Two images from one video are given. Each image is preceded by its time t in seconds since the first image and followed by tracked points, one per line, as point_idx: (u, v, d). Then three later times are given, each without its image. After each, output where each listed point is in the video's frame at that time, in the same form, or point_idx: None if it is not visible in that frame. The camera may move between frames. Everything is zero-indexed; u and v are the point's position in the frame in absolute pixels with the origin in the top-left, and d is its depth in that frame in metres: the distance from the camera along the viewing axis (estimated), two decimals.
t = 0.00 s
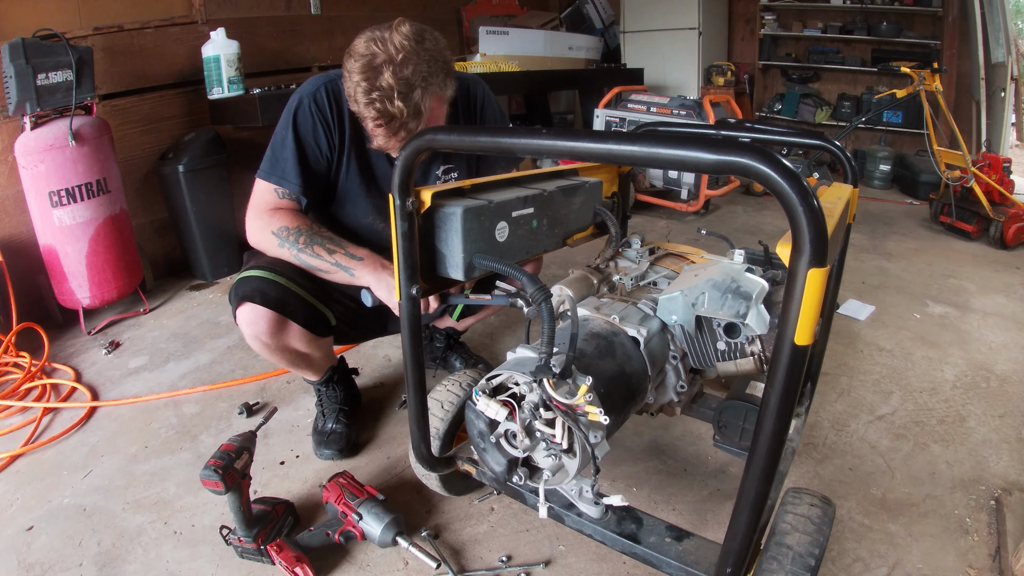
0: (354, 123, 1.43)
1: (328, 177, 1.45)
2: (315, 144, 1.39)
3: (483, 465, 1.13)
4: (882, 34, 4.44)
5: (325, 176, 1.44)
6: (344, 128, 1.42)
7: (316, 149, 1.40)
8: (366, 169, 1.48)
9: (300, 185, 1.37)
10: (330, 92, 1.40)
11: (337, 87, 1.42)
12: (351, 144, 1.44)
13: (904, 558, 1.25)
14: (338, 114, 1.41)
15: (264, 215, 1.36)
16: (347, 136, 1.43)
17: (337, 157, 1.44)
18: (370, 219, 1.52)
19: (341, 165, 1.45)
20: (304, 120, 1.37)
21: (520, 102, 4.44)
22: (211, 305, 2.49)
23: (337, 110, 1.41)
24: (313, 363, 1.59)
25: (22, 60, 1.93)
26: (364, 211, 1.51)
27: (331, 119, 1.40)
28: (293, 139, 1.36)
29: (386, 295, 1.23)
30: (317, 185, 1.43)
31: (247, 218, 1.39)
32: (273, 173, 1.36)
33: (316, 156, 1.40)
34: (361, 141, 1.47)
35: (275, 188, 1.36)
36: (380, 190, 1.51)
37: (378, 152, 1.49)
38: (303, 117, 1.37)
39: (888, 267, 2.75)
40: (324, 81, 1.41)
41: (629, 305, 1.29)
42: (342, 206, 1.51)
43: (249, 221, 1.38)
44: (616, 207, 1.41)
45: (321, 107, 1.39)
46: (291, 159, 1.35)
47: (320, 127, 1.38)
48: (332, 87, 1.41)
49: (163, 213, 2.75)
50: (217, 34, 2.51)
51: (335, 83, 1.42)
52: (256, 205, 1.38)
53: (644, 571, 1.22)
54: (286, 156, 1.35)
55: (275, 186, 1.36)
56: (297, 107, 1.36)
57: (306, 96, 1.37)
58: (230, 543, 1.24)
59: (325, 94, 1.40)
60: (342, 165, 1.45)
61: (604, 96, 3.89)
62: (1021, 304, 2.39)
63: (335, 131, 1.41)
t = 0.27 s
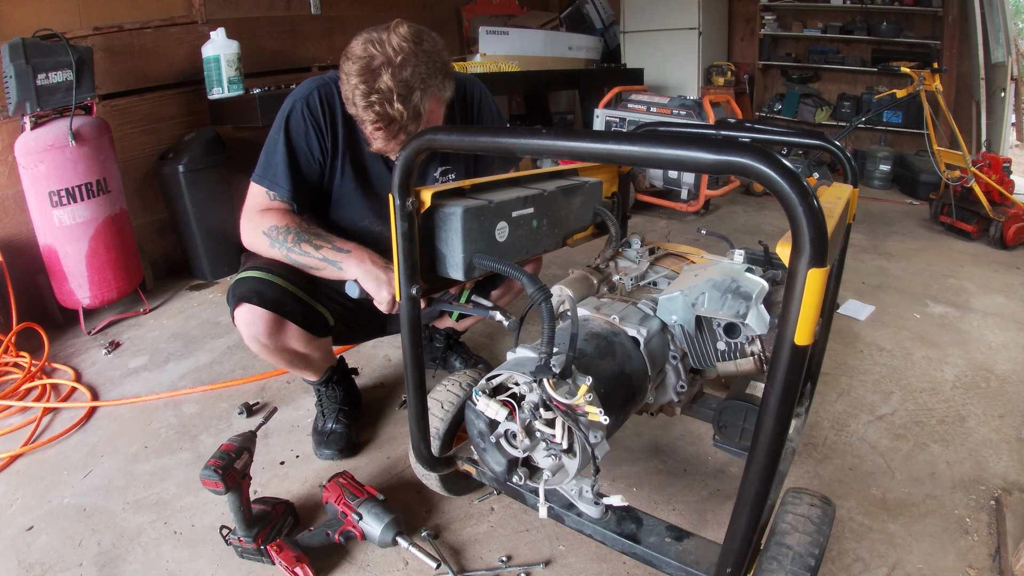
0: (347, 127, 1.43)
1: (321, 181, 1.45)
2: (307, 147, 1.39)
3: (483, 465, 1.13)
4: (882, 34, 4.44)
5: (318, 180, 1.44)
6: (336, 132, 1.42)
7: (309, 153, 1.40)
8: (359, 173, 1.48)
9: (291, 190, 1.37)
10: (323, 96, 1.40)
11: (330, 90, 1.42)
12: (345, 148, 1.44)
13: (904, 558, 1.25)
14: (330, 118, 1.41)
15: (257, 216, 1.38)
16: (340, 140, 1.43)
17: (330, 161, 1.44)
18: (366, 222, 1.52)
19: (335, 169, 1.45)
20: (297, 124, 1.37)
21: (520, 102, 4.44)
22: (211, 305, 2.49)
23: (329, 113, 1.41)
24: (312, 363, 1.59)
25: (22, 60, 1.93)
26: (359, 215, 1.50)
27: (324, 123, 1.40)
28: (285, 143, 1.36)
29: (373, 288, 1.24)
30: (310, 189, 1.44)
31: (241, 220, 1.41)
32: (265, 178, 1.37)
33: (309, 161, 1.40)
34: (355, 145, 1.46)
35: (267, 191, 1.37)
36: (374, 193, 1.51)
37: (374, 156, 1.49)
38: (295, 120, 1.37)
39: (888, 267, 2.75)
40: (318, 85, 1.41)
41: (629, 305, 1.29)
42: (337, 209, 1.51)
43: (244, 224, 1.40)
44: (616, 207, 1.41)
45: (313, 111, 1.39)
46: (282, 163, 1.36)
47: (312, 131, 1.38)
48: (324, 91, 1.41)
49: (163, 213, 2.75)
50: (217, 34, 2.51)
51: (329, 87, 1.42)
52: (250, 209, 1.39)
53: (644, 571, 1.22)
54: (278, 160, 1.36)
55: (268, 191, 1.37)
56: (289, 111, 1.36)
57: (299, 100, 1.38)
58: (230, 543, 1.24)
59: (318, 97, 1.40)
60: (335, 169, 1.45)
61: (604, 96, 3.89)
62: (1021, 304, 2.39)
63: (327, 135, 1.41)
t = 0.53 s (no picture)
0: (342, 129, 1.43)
1: (315, 183, 1.46)
2: (300, 150, 1.39)
3: (483, 465, 1.13)
4: (882, 34, 4.44)
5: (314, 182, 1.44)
6: (330, 134, 1.42)
7: (304, 156, 1.40)
8: (355, 175, 1.47)
9: (283, 193, 1.38)
10: (318, 98, 1.40)
11: (326, 92, 1.42)
12: (339, 150, 1.43)
13: (904, 558, 1.25)
14: (325, 120, 1.41)
15: (250, 218, 1.38)
16: (335, 142, 1.43)
17: (325, 164, 1.44)
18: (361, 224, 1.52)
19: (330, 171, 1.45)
20: (291, 127, 1.37)
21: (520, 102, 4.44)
22: (211, 305, 2.49)
23: (325, 115, 1.41)
24: (313, 363, 1.59)
25: (22, 60, 1.93)
26: (354, 216, 1.50)
27: (317, 125, 1.40)
28: (277, 146, 1.36)
29: (361, 281, 1.21)
30: (303, 191, 1.44)
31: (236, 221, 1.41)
32: (259, 182, 1.37)
33: (303, 164, 1.41)
34: (350, 146, 1.46)
35: (260, 195, 1.38)
36: (370, 195, 1.50)
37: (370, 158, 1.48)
38: (288, 123, 1.37)
39: (888, 267, 2.75)
40: (313, 86, 1.40)
41: (629, 305, 1.29)
42: (332, 210, 1.51)
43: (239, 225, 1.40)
44: (616, 207, 1.41)
45: (308, 113, 1.39)
46: (275, 166, 1.36)
47: (306, 134, 1.39)
48: (319, 93, 1.41)
49: (163, 213, 2.75)
50: (217, 34, 2.51)
51: (324, 88, 1.41)
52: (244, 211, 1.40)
53: (644, 571, 1.22)
54: (270, 163, 1.37)
55: (263, 194, 1.38)
56: (283, 114, 1.37)
57: (293, 103, 1.38)
58: (230, 543, 1.24)
59: (313, 99, 1.40)
60: (329, 171, 1.45)
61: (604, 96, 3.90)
62: (1021, 304, 2.39)
63: (321, 138, 1.41)
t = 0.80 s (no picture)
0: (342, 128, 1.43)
1: (317, 182, 1.46)
2: (301, 150, 1.40)
3: (483, 465, 1.13)
4: (882, 34, 4.44)
5: (315, 182, 1.44)
6: (331, 134, 1.42)
7: (305, 155, 1.40)
8: (356, 174, 1.47)
9: (284, 193, 1.38)
10: (318, 98, 1.41)
11: (326, 92, 1.42)
12: (341, 149, 1.44)
13: (904, 558, 1.25)
14: (326, 119, 1.41)
15: (252, 219, 1.38)
16: (336, 141, 1.43)
17: (326, 163, 1.44)
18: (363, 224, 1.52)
19: (332, 170, 1.45)
20: (292, 126, 1.38)
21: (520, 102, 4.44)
22: (211, 305, 2.49)
23: (325, 114, 1.41)
24: (315, 364, 1.59)
25: (22, 60, 1.93)
26: (356, 216, 1.50)
27: (318, 125, 1.40)
28: (279, 145, 1.36)
29: (367, 278, 1.20)
30: (304, 192, 1.44)
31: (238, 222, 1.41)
32: (260, 181, 1.37)
33: (304, 163, 1.41)
34: (352, 146, 1.46)
35: (261, 195, 1.38)
36: (372, 195, 1.50)
37: (371, 156, 1.48)
38: (289, 122, 1.37)
39: (888, 267, 2.75)
40: (314, 86, 1.41)
41: (629, 305, 1.29)
42: (334, 210, 1.51)
43: (241, 227, 1.40)
44: (616, 207, 1.41)
45: (309, 112, 1.39)
46: (275, 166, 1.36)
47: (307, 133, 1.39)
48: (320, 93, 1.41)
49: (163, 213, 2.75)
50: (217, 34, 2.51)
51: (325, 88, 1.42)
52: (246, 212, 1.40)
53: (644, 571, 1.22)
54: (271, 162, 1.36)
55: (264, 194, 1.38)
56: (284, 113, 1.37)
57: (294, 103, 1.38)
58: (230, 543, 1.24)
59: (313, 99, 1.40)
60: (330, 171, 1.45)
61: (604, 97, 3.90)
62: (1021, 304, 2.39)
63: (322, 137, 1.41)
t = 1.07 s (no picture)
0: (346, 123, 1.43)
1: (321, 177, 1.46)
2: (306, 144, 1.39)
3: (483, 465, 1.13)
4: (882, 34, 4.44)
5: (319, 176, 1.44)
6: (336, 128, 1.43)
7: (309, 149, 1.40)
8: (360, 169, 1.48)
9: (291, 188, 1.37)
10: (322, 92, 1.41)
11: (330, 86, 1.42)
12: (345, 143, 1.44)
13: (904, 558, 1.25)
14: (330, 113, 1.41)
15: (259, 216, 1.36)
16: (340, 135, 1.43)
17: (330, 157, 1.44)
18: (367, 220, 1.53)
19: (335, 164, 1.45)
20: (297, 120, 1.37)
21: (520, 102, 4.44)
22: (211, 305, 2.49)
23: (329, 109, 1.41)
24: (314, 364, 1.59)
25: (22, 60, 1.93)
26: (359, 211, 1.51)
27: (323, 119, 1.40)
28: (284, 139, 1.36)
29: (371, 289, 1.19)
30: (310, 187, 1.44)
31: (244, 220, 1.38)
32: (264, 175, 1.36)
33: (309, 156, 1.40)
34: (356, 140, 1.46)
35: (266, 188, 1.36)
36: (375, 190, 1.51)
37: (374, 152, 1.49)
38: (294, 117, 1.37)
39: (888, 267, 2.75)
40: (317, 80, 1.41)
41: (629, 305, 1.29)
42: (336, 206, 1.51)
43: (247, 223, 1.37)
44: (616, 207, 1.41)
45: (313, 106, 1.39)
46: (282, 161, 1.36)
47: (312, 127, 1.39)
48: (324, 87, 1.41)
49: (163, 213, 2.75)
50: (217, 34, 2.51)
51: (328, 83, 1.42)
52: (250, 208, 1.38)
53: (644, 571, 1.22)
54: (278, 157, 1.36)
55: (268, 187, 1.36)
56: (289, 107, 1.37)
57: (298, 96, 1.38)
58: (230, 543, 1.24)
59: (317, 93, 1.40)
60: (335, 166, 1.45)
61: (604, 97, 3.90)
62: (1021, 304, 2.39)
63: (327, 130, 1.41)
